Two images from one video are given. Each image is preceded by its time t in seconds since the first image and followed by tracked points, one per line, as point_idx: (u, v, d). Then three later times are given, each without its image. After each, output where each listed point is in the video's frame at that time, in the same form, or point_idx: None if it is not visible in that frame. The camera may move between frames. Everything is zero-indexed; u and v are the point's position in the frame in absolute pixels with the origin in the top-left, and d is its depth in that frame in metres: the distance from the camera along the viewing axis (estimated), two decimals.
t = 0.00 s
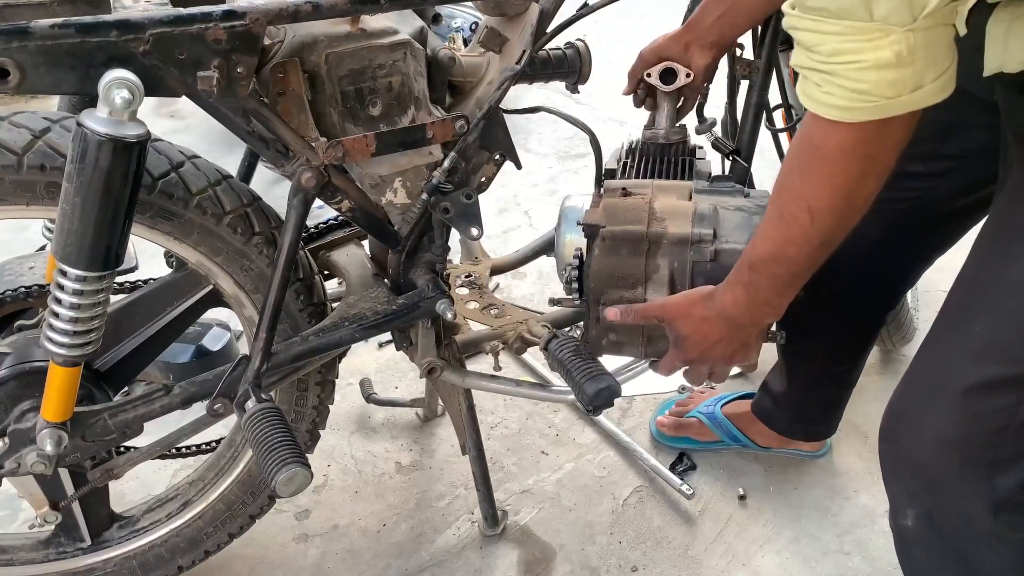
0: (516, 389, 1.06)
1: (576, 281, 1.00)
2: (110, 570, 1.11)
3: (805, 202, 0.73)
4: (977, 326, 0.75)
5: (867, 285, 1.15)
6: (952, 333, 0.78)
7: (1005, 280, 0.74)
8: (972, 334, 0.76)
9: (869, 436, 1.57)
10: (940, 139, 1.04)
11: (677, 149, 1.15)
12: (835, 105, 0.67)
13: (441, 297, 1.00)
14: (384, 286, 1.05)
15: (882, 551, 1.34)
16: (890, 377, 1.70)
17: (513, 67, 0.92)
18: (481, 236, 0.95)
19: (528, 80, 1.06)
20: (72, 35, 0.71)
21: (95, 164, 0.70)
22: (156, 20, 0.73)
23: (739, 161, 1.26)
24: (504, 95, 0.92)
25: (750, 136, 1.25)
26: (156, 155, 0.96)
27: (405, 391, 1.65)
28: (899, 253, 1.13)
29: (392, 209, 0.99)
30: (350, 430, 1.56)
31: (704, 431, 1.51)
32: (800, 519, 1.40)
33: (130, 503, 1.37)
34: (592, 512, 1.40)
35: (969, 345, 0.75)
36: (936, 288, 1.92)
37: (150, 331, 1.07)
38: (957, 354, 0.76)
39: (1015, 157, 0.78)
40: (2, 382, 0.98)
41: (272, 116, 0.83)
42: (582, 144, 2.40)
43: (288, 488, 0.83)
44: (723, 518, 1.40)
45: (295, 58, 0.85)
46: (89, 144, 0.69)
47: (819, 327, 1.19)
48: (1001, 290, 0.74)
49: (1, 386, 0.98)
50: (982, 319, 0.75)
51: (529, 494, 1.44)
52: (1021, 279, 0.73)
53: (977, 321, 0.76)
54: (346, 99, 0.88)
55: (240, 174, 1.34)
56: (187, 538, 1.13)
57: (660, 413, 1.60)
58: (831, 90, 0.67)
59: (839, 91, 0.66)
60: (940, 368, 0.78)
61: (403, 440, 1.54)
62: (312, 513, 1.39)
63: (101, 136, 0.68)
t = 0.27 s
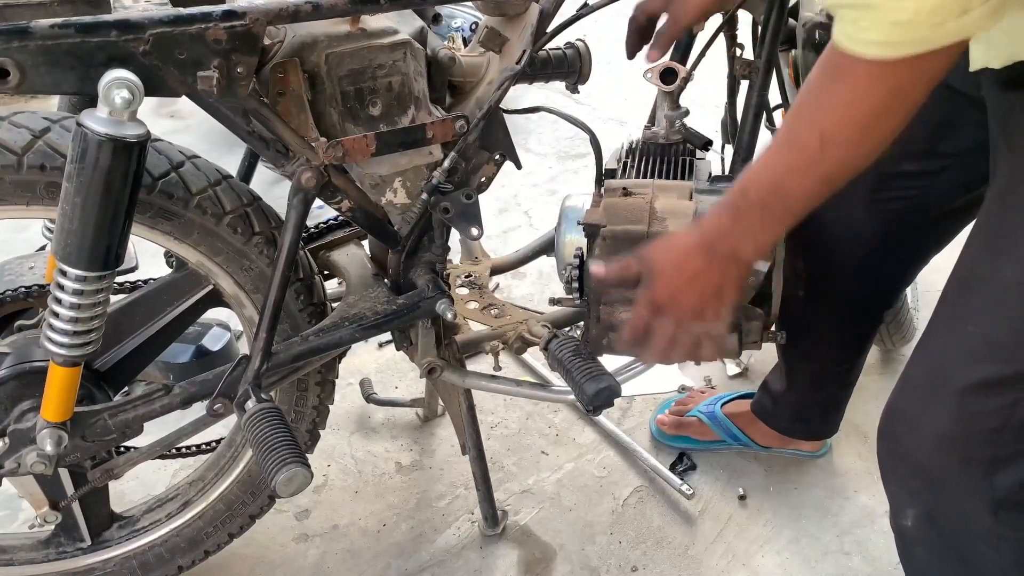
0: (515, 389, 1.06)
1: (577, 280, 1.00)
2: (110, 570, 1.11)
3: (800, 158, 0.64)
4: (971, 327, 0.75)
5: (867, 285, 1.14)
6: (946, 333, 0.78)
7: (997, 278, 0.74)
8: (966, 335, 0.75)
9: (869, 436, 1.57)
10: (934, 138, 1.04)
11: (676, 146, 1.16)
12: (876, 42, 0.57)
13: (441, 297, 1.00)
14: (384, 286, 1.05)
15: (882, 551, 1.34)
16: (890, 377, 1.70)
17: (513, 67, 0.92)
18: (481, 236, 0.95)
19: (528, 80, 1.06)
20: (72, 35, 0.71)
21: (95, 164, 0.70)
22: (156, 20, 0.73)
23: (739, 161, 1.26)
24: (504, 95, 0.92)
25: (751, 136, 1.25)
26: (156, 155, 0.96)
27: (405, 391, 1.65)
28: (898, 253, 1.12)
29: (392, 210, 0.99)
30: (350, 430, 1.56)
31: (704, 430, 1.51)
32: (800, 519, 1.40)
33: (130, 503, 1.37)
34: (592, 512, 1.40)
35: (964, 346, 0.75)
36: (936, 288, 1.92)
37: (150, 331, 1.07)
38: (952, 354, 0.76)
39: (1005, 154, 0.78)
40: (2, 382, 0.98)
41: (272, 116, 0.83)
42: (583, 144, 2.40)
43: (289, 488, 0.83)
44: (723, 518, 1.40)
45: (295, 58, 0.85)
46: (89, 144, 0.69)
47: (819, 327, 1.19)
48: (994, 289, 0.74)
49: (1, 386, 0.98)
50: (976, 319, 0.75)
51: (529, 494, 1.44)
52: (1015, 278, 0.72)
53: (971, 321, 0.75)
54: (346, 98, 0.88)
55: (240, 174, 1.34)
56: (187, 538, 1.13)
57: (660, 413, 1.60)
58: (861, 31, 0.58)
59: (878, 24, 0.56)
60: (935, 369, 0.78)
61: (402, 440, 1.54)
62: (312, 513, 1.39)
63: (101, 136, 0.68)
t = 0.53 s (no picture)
0: (515, 389, 1.06)
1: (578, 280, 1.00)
2: (110, 570, 1.11)
3: (724, 36, 0.64)
4: (943, 331, 0.74)
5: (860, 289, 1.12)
6: (921, 337, 0.77)
7: (965, 282, 0.73)
8: (939, 340, 0.75)
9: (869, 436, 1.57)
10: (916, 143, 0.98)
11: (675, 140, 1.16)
12: None
13: (441, 297, 1.00)
14: (384, 287, 1.05)
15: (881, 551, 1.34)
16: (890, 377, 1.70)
17: (513, 67, 0.92)
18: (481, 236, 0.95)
19: (528, 80, 1.06)
20: (72, 35, 0.71)
21: (95, 164, 0.70)
22: (156, 20, 0.73)
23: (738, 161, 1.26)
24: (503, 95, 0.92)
25: (750, 136, 1.25)
26: (156, 155, 0.96)
27: (405, 391, 1.65)
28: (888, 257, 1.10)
29: (392, 210, 0.99)
30: (351, 429, 1.56)
31: (704, 431, 1.51)
32: (800, 519, 1.40)
33: (130, 503, 1.37)
34: (592, 512, 1.40)
35: (940, 351, 0.75)
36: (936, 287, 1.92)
37: (150, 331, 1.07)
38: (928, 359, 0.76)
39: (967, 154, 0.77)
40: (2, 382, 0.98)
41: (272, 116, 0.83)
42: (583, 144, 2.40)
43: (289, 488, 0.83)
44: (723, 518, 1.40)
45: (295, 58, 0.85)
46: (89, 144, 0.69)
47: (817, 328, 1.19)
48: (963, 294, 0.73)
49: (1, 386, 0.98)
50: (948, 323, 0.74)
51: (529, 494, 1.44)
52: (981, 283, 0.71)
53: (943, 326, 0.74)
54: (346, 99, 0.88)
55: (239, 174, 1.34)
56: (187, 538, 1.13)
57: (660, 413, 1.60)
58: None
59: None
60: (914, 374, 0.77)
61: (402, 440, 1.54)
62: (312, 513, 1.39)
63: (102, 136, 0.68)
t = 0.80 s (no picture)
0: (514, 389, 1.06)
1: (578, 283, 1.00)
2: (110, 570, 1.11)
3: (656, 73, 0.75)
4: (923, 319, 0.75)
5: (857, 285, 1.12)
6: (902, 324, 0.78)
7: (939, 269, 0.74)
8: (919, 328, 0.76)
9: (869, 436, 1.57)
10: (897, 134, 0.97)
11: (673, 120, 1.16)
12: (712, 26, 0.67)
13: (441, 297, 1.00)
14: (384, 286, 1.05)
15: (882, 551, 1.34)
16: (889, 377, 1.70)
17: (513, 67, 0.92)
18: (481, 236, 0.95)
19: (528, 80, 1.06)
20: (72, 35, 0.71)
21: (94, 164, 0.70)
22: (156, 20, 0.73)
23: (738, 161, 1.26)
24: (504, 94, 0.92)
25: (750, 135, 1.25)
26: (156, 155, 0.96)
27: (405, 391, 1.65)
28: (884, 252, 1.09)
29: (392, 210, 0.99)
30: (351, 430, 1.56)
31: (703, 431, 1.51)
32: (800, 519, 1.40)
33: (130, 503, 1.37)
34: (592, 512, 1.40)
35: (920, 338, 0.76)
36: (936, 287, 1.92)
37: (150, 331, 1.07)
38: (910, 346, 0.77)
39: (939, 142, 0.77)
40: (2, 382, 0.98)
41: (272, 116, 0.83)
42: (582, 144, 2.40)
43: (289, 488, 0.83)
44: (723, 518, 1.40)
45: (295, 58, 0.85)
46: (89, 144, 0.69)
47: (816, 327, 1.19)
48: (937, 282, 0.74)
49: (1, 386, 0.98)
50: (927, 311, 0.75)
51: (529, 494, 1.44)
52: (953, 270, 0.72)
53: (922, 313, 0.75)
54: (346, 99, 0.88)
55: (240, 174, 1.34)
56: (187, 538, 1.13)
57: (660, 413, 1.60)
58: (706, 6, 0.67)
59: (716, 11, 0.67)
60: (897, 361, 0.78)
61: (402, 440, 1.54)
62: (312, 513, 1.39)
63: (102, 136, 0.68)
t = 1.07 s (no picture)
0: (514, 389, 1.06)
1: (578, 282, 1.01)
2: (110, 570, 1.11)
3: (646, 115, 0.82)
4: (923, 311, 0.77)
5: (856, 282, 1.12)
6: (904, 317, 0.80)
7: (938, 262, 0.76)
8: (920, 320, 0.77)
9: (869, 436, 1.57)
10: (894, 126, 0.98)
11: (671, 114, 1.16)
12: (689, 70, 0.74)
13: (441, 297, 1.00)
14: (384, 287, 1.05)
15: (882, 551, 1.34)
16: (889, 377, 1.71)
17: (513, 67, 0.92)
18: (481, 236, 0.95)
19: (528, 80, 1.06)
20: (72, 35, 0.71)
21: (94, 164, 0.70)
22: (156, 20, 0.73)
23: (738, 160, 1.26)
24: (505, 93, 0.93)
25: (750, 135, 1.25)
26: (156, 155, 0.96)
27: (405, 391, 1.65)
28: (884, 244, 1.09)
29: (392, 210, 0.98)
30: (350, 430, 1.56)
31: (703, 431, 1.50)
32: (800, 519, 1.40)
33: (130, 503, 1.37)
34: (592, 512, 1.40)
35: (921, 330, 0.77)
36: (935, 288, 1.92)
37: (150, 331, 1.07)
38: (912, 338, 0.78)
39: (934, 140, 0.79)
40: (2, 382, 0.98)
41: (272, 116, 0.83)
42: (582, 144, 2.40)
43: (289, 488, 0.83)
44: (724, 518, 1.40)
45: (295, 58, 0.85)
46: (89, 144, 0.69)
47: (816, 327, 1.19)
48: (935, 274, 0.76)
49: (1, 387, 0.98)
50: (927, 303, 0.77)
51: (529, 494, 1.44)
52: (949, 262, 0.74)
53: (922, 305, 0.77)
54: (346, 99, 0.88)
55: (240, 174, 1.34)
56: (187, 538, 1.13)
57: (660, 413, 1.60)
58: (682, 53, 0.74)
59: (691, 58, 0.73)
60: (901, 353, 0.80)
61: (402, 440, 1.54)
62: (312, 513, 1.39)
63: (101, 136, 0.68)
